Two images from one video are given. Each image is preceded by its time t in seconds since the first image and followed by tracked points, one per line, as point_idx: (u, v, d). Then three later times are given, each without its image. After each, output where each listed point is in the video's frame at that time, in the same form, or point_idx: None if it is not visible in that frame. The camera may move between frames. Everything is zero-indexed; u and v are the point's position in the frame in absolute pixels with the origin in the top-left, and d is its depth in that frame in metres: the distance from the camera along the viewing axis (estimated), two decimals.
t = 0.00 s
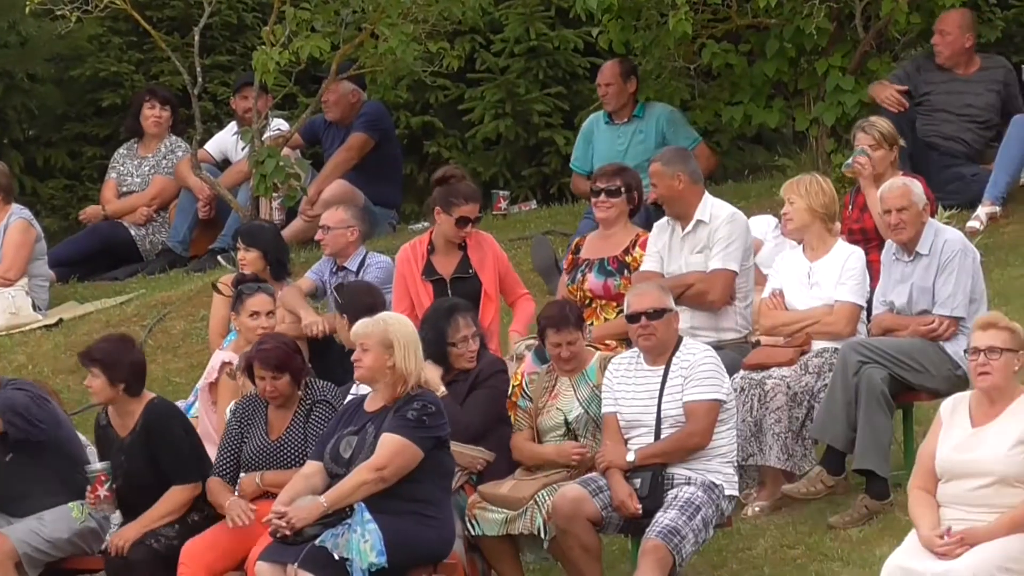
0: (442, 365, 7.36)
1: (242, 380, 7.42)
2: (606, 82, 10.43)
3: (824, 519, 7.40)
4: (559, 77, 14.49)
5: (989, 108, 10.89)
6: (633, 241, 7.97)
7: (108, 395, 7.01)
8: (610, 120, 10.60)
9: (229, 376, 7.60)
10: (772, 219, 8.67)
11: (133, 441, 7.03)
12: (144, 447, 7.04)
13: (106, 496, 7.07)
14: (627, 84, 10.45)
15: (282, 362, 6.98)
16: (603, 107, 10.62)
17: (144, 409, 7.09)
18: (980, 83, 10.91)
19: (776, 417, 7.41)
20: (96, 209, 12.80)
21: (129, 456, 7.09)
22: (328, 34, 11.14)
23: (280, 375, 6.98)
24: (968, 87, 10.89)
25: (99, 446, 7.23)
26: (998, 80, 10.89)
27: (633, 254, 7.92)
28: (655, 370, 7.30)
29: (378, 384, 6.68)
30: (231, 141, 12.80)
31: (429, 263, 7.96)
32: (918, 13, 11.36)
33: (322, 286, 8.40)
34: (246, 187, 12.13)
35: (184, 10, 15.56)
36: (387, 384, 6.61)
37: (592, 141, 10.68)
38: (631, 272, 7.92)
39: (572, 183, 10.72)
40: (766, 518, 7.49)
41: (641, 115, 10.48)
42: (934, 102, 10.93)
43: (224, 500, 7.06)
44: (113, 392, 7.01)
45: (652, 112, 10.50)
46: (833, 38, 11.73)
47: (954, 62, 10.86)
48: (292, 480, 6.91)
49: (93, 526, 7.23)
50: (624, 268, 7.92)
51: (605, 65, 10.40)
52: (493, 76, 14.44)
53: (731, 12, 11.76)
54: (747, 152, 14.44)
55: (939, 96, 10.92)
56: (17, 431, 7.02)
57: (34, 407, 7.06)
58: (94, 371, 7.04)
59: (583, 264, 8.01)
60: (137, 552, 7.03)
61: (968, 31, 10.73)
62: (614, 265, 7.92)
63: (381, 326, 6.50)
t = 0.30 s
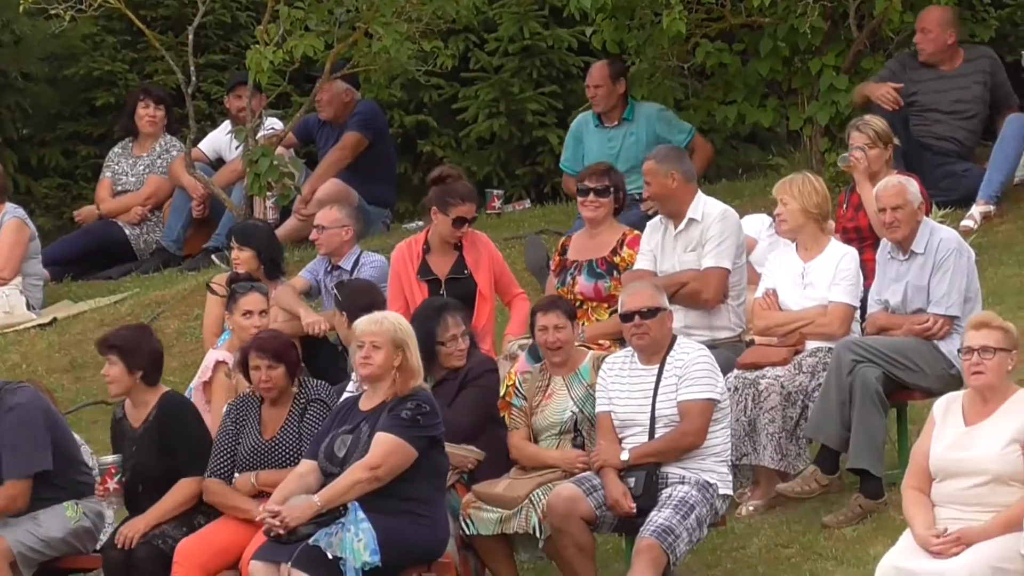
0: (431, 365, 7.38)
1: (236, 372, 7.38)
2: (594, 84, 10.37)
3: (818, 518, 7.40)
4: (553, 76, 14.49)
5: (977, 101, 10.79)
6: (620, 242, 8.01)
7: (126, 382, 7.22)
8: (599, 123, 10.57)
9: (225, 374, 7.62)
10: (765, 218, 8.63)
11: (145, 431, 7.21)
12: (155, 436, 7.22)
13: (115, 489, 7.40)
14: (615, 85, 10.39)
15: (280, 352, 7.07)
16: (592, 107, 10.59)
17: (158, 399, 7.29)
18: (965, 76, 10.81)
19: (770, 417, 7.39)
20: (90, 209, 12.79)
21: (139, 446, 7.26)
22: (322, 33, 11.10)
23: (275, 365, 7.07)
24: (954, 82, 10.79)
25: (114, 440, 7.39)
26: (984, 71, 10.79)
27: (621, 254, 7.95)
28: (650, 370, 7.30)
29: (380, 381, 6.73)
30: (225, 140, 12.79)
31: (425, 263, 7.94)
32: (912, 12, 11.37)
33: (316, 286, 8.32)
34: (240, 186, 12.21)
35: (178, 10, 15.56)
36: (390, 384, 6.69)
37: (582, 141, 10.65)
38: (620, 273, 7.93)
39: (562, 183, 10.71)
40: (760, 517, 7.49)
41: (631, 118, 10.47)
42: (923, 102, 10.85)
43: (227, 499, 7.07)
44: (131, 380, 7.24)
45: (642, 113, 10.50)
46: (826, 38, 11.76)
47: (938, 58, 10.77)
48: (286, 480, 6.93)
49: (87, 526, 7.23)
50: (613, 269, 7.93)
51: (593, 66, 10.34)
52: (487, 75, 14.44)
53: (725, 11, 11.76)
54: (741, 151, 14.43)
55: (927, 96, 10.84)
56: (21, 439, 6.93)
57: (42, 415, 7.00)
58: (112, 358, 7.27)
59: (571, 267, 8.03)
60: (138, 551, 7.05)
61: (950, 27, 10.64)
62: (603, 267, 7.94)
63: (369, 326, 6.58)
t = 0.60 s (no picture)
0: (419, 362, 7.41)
1: (230, 367, 7.43)
2: (590, 82, 10.34)
3: (811, 515, 7.40)
4: (546, 74, 14.49)
5: (968, 96, 10.76)
6: (603, 241, 7.94)
7: (137, 375, 7.34)
8: (594, 121, 10.58)
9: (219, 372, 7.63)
10: (759, 215, 8.61)
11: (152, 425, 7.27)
12: (162, 432, 7.28)
13: (119, 487, 7.39)
14: (611, 83, 10.36)
15: (278, 345, 7.09)
16: (586, 104, 10.58)
17: (167, 395, 7.37)
18: (957, 72, 10.75)
19: (763, 414, 7.39)
20: (83, 208, 12.84)
21: (143, 441, 7.30)
22: (315, 29, 11.12)
23: (273, 357, 7.06)
24: (945, 78, 10.74)
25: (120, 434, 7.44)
26: (974, 65, 10.76)
27: (606, 255, 7.87)
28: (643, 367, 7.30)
29: (376, 378, 6.78)
30: (218, 138, 12.78)
31: (420, 261, 7.91)
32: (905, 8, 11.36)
33: (310, 282, 8.23)
34: (234, 183, 12.06)
35: (171, 6, 15.56)
36: (385, 381, 6.73)
37: (574, 137, 10.67)
38: (607, 274, 7.88)
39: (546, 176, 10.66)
40: (754, 515, 7.49)
41: (626, 118, 10.46)
42: (915, 100, 10.80)
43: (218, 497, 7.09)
44: (142, 373, 7.34)
45: (637, 113, 10.48)
46: (820, 34, 11.71)
47: (929, 54, 10.74)
48: (280, 477, 6.92)
49: (82, 525, 7.20)
50: (599, 271, 7.87)
51: (589, 64, 10.33)
52: (480, 72, 14.43)
53: (718, 8, 11.75)
54: (734, 148, 14.43)
55: (918, 94, 10.79)
56: (19, 442, 6.93)
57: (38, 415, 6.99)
58: (123, 352, 7.38)
59: (557, 269, 7.96)
60: (134, 547, 7.06)
61: (939, 23, 10.61)
62: (590, 269, 7.87)
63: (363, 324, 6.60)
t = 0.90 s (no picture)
0: (412, 361, 7.40)
1: (220, 367, 7.50)
2: (591, 81, 10.34)
3: (804, 515, 7.40)
4: (538, 74, 14.51)
5: (960, 94, 10.68)
6: (587, 242, 7.86)
7: (139, 373, 7.26)
8: (588, 119, 10.60)
9: (209, 372, 7.66)
10: (751, 213, 8.61)
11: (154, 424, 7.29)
12: (162, 430, 7.31)
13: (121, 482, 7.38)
14: (610, 82, 10.40)
15: (273, 342, 7.14)
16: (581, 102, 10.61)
17: (168, 395, 7.37)
18: (947, 69, 10.70)
19: (755, 413, 7.40)
20: (73, 206, 12.64)
21: (144, 439, 7.34)
22: (308, 29, 10.98)
23: (268, 354, 7.11)
24: (937, 76, 10.68)
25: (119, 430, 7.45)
26: (966, 61, 10.68)
27: (591, 256, 7.77)
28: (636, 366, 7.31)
29: (371, 376, 6.79)
30: (211, 137, 12.74)
31: (414, 260, 7.89)
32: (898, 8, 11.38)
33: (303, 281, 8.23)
34: (226, 183, 12.34)
35: (164, 6, 15.57)
36: (378, 380, 6.75)
37: (568, 135, 10.68)
38: (593, 275, 7.79)
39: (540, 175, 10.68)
40: (746, 514, 7.49)
41: (620, 116, 10.46)
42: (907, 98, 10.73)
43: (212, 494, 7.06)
44: (145, 370, 7.27)
45: (630, 112, 10.48)
46: (812, 34, 11.69)
47: (920, 52, 10.69)
48: (272, 477, 6.93)
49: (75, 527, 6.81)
50: (585, 273, 7.78)
51: (587, 62, 10.35)
52: (472, 72, 14.43)
53: (711, 8, 11.73)
54: (727, 148, 14.45)
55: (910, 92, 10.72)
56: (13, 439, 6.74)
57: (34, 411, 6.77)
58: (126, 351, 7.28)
59: (544, 274, 7.88)
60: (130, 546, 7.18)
61: (928, 20, 10.53)
62: (575, 272, 7.77)
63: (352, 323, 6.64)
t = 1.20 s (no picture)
0: (405, 360, 7.39)
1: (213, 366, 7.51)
2: (592, 94, 10.31)
3: (797, 514, 7.40)
4: (531, 73, 14.53)
5: (950, 95, 10.59)
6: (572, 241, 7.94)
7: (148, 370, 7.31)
8: (582, 119, 10.56)
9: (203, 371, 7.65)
10: (744, 213, 8.58)
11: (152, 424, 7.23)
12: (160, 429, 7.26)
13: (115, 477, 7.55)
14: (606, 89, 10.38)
15: (265, 341, 7.16)
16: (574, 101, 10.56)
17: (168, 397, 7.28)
18: (938, 69, 10.59)
19: (748, 413, 7.39)
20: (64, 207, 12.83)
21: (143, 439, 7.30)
22: (301, 28, 11.05)
23: (260, 352, 7.12)
24: (927, 75, 10.59)
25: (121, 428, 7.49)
26: (958, 61, 10.59)
27: (576, 256, 7.84)
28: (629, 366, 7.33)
29: (362, 376, 6.79)
30: (204, 136, 12.69)
31: (406, 260, 7.89)
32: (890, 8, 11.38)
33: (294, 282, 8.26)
34: (218, 182, 12.03)
35: (157, 5, 15.57)
36: (370, 379, 6.75)
37: (559, 133, 10.64)
38: (579, 276, 7.86)
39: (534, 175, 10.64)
40: (738, 513, 7.48)
41: (613, 116, 10.47)
42: (898, 97, 10.65)
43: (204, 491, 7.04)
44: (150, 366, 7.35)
45: (623, 112, 10.50)
46: (805, 33, 11.64)
47: (911, 50, 10.59)
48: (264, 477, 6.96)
49: (69, 527, 7.11)
50: (571, 275, 7.86)
51: (587, 74, 10.28)
52: (465, 71, 14.42)
53: (704, 7, 11.70)
54: (719, 147, 14.45)
55: (899, 91, 10.65)
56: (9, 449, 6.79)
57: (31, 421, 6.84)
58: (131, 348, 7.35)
59: (529, 276, 7.94)
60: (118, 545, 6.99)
61: (919, 18, 10.44)
62: (561, 274, 7.86)
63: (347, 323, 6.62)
